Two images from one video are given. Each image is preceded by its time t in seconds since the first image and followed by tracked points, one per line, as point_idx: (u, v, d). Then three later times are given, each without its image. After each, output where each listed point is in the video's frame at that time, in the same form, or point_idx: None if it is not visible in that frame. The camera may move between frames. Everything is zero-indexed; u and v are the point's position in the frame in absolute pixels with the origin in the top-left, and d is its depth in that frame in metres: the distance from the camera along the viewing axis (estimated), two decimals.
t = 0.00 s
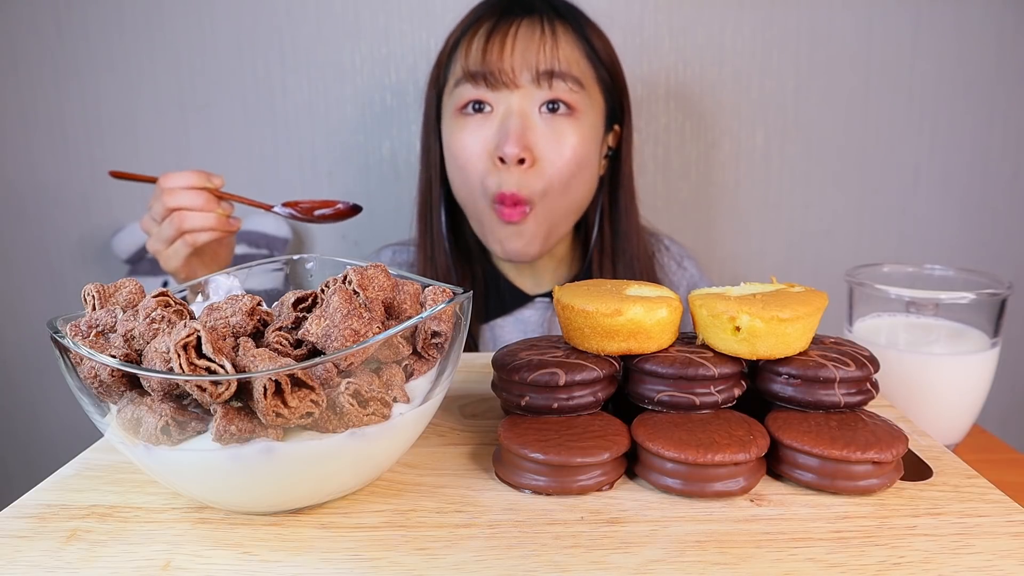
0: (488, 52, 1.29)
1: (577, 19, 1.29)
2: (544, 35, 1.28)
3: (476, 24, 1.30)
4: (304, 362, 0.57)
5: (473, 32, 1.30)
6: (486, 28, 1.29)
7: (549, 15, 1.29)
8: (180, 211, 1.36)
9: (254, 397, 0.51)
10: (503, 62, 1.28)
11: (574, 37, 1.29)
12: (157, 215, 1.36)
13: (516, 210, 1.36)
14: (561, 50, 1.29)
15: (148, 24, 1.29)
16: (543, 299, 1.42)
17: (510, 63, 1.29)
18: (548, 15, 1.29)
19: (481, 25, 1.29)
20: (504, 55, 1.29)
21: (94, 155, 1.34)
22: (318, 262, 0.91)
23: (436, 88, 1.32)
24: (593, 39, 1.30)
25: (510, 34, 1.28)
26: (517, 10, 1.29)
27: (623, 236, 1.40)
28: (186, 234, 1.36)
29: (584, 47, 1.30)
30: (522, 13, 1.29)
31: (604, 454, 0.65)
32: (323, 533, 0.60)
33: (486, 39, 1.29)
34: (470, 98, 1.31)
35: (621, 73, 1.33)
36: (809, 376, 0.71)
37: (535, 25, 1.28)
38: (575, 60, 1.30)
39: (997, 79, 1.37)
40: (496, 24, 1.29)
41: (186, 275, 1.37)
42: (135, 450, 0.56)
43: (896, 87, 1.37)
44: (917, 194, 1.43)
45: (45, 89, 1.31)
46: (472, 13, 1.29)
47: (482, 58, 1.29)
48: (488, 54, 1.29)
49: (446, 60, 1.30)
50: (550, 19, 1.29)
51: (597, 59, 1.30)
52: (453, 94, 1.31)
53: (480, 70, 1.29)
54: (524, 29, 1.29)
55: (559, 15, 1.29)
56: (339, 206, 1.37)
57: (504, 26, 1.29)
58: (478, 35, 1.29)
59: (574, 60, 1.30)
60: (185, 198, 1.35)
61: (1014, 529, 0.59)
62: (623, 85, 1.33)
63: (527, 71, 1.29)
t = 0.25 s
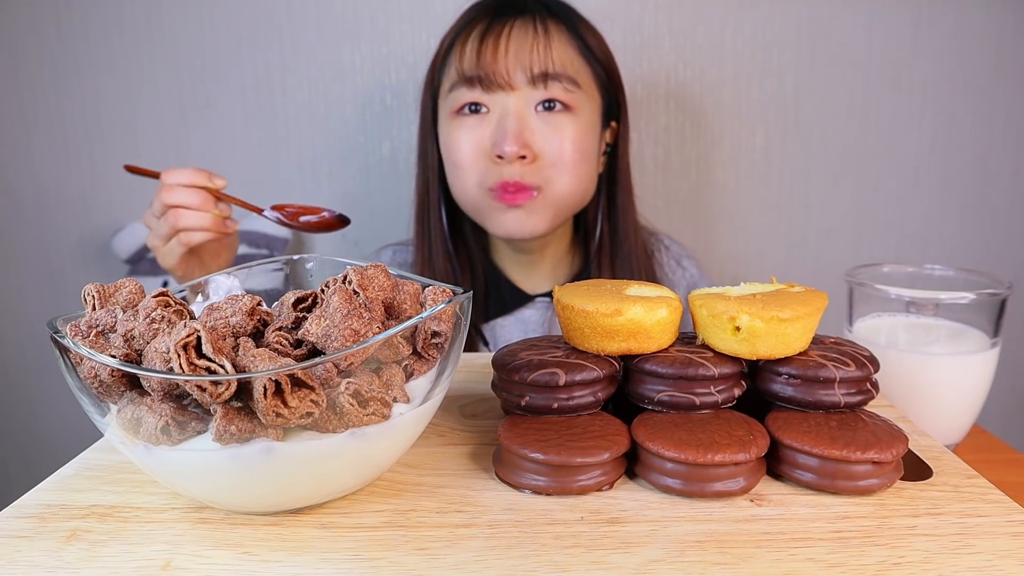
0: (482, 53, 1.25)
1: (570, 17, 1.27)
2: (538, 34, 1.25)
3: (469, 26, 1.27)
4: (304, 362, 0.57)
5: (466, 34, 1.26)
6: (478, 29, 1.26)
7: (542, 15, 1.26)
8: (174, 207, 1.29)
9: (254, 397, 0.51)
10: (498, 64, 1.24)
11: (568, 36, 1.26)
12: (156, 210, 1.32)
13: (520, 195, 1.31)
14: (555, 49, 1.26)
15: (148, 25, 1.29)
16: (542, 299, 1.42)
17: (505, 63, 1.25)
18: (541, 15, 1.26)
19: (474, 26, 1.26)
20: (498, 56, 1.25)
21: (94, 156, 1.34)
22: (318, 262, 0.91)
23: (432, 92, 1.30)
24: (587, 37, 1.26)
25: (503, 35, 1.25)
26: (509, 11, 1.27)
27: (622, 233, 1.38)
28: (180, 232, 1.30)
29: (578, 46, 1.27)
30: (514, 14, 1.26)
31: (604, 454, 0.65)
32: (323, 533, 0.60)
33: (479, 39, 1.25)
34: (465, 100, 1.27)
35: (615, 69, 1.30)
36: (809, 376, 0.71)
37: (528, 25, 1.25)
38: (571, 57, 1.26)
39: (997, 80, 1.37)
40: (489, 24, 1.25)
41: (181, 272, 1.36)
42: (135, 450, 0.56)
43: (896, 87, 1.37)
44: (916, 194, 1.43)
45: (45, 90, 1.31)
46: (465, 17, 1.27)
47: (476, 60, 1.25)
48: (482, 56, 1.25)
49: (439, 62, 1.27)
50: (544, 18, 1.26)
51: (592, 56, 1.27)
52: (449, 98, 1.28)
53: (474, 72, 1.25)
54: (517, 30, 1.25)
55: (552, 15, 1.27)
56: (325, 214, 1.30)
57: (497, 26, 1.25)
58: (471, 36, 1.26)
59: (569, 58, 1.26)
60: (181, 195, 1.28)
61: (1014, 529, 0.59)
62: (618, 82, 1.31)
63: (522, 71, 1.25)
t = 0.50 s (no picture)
0: (475, 54, 1.27)
1: (567, 18, 1.27)
2: (533, 35, 1.26)
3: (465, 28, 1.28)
4: (304, 362, 0.57)
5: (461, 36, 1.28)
6: (472, 31, 1.27)
7: (540, 16, 1.27)
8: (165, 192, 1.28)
9: (254, 397, 0.51)
10: (489, 66, 1.26)
11: (564, 37, 1.26)
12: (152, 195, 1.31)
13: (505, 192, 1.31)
14: (549, 51, 1.26)
15: (148, 25, 1.29)
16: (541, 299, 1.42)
17: (496, 64, 1.26)
18: (538, 16, 1.27)
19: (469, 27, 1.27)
20: (490, 57, 1.26)
21: (94, 156, 1.34)
22: (318, 262, 0.91)
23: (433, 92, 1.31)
24: (586, 39, 1.27)
25: (496, 36, 1.26)
26: (506, 11, 1.27)
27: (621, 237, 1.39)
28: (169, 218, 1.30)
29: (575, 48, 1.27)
30: (510, 15, 1.27)
31: (604, 454, 0.65)
32: (323, 533, 0.60)
33: (473, 40, 1.27)
34: (458, 100, 1.28)
35: (618, 73, 1.31)
36: (809, 376, 0.71)
37: (521, 26, 1.26)
38: (566, 59, 1.26)
39: (997, 80, 1.37)
40: (484, 26, 1.27)
41: (177, 266, 1.37)
42: (134, 450, 0.56)
43: (896, 86, 1.37)
44: (916, 194, 1.43)
45: (45, 90, 1.31)
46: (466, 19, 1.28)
47: (469, 59, 1.27)
48: (475, 57, 1.27)
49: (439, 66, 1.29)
50: (541, 19, 1.26)
51: (589, 58, 1.27)
52: (445, 98, 1.29)
53: (467, 73, 1.27)
54: (512, 31, 1.26)
55: (550, 15, 1.27)
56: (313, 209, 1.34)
57: (491, 28, 1.27)
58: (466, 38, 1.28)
59: (564, 59, 1.27)
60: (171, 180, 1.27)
61: (1014, 529, 0.59)
62: (619, 85, 1.31)
63: (513, 73, 1.26)
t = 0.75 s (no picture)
0: (478, 54, 1.30)
1: (571, 20, 1.29)
2: (537, 36, 1.28)
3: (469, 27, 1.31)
4: (304, 362, 0.57)
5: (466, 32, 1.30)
6: (476, 30, 1.30)
7: (542, 17, 1.28)
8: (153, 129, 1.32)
9: (254, 397, 0.51)
10: (491, 66, 1.29)
11: (568, 39, 1.29)
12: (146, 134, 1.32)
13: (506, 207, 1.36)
14: (552, 53, 1.28)
15: (148, 24, 1.29)
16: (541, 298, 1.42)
17: (498, 64, 1.29)
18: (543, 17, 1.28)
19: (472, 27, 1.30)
20: (492, 57, 1.29)
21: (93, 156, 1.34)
22: (317, 262, 0.92)
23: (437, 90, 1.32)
24: (589, 44, 1.30)
25: (500, 36, 1.29)
26: (511, 11, 1.29)
27: (621, 240, 1.41)
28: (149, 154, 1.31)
29: (579, 53, 1.30)
30: (513, 14, 1.29)
31: (604, 454, 0.65)
32: (323, 533, 0.60)
33: (476, 40, 1.30)
34: (460, 100, 1.31)
35: (620, 77, 1.33)
36: (809, 376, 0.71)
37: (525, 26, 1.28)
38: (568, 62, 1.29)
39: (997, 79, 1.37)
40: (487, 26, 1.30)
41: (147, 216, 1.35)
42: (134, 450, 0.56)
43: (896, 86, 1.37)
44: (916, 194, 1.43)
45: (45, 90, 1.30)
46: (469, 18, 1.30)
47: (471, 58, 1.30)
48: (478, 57, 1.30)
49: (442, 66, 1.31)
50: (545, 21, 1.28)
51: (591, 62, 1.30)
52: (446, 96, 1.32)
53: (469, 73, 1.30)
54: (516, 31, 1.28)
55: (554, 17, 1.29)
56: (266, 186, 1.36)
57: (495, 27, 1.29)
58: (470, 37, 1.30)
59: (565, 61, 1.29)
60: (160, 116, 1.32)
61: (1014, 529, 0.59)
62: (622, 88, 1.33)
63: (515, 74, 1.29)
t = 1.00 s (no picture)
0: (469, 57, 1.27)
1: (563, 20, 1.27)
2: (528, 39, 1.26)
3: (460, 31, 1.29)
4: (304, 362, 0.57)
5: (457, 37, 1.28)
6: (468, 33, 1.28)
7: (534, 19, 1.27)
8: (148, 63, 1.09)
9: (254, 397, 0.51)
10: (484, 69, 1.26)
11: (560, 40, 1.27)
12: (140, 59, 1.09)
13: (498, 194, 1.32)
14: (544, 55, 1.26)
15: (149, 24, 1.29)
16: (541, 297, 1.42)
17: (490, 67, 1.26)
18: (534, 19, 1.27)
19: (464, 30, 1.28)
20: (484, 60, 1.27)
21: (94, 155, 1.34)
22: (317, 262, 0.91)
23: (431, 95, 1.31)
24: (583, 43, 1.26)
25: (491, 39, 1.27)
26: (502, 13, 1.28)
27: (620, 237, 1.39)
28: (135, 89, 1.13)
29: (572, 53, 1.27)
30: (504, 19, 1.28)
31: (604, 454, 0.65)
32: (323, 533, 0.60)
33: (468, 43, 1.27)
34: (454, 104, 1.29)
35: (615, 75, 1.30)
36: (809, 376, 0.71)
37: (516, 30, 1.26)
38: (561, 63, 1.27)
39: (997, 79, 1.37)
40: (479, 29, 1.27)
41: (107, 151, 1.27)
42: (134, 450, 0.56)
43: (895, 86, 1.37)
44: (916, 194, 1.43)
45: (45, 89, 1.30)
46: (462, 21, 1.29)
47: (463, 60, 1.27)
48: (470, 60, 1.27)
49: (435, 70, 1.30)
50: (536, 22, 1.27)
51: (585, 61, 1.27)
52: (441, 100, 1.30)
53: (461, 76, 1.27)
54: (508, 34, 1.27)
55: (546, 18, 1.27)
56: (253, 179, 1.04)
57: (486, 31, 1.27)
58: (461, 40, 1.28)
59: (558, 62, 1.27)
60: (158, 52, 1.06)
61: (1014, 529, 0.59)
62: (617, 87, 1.31)
63: (507, 76, 1.26)
